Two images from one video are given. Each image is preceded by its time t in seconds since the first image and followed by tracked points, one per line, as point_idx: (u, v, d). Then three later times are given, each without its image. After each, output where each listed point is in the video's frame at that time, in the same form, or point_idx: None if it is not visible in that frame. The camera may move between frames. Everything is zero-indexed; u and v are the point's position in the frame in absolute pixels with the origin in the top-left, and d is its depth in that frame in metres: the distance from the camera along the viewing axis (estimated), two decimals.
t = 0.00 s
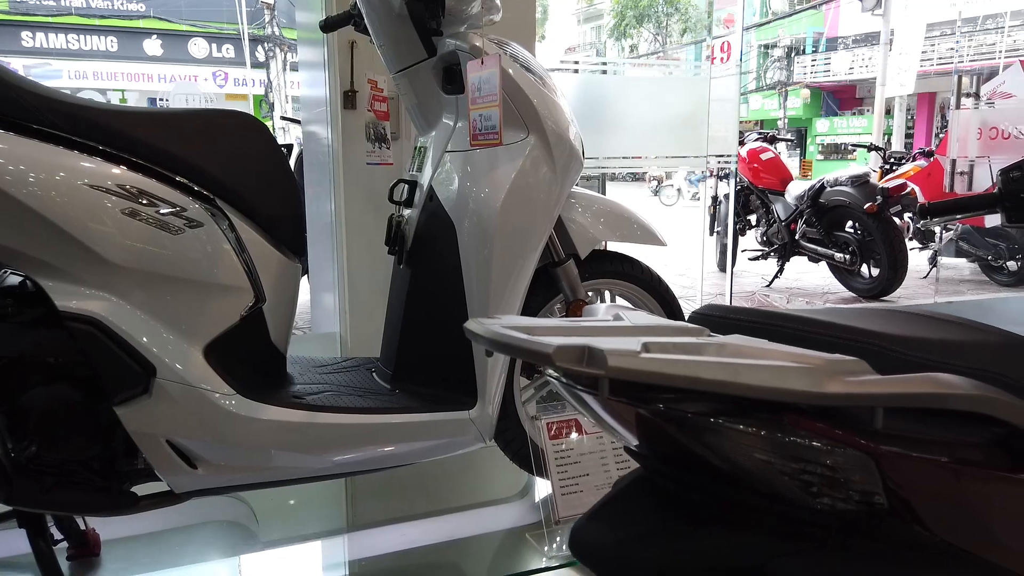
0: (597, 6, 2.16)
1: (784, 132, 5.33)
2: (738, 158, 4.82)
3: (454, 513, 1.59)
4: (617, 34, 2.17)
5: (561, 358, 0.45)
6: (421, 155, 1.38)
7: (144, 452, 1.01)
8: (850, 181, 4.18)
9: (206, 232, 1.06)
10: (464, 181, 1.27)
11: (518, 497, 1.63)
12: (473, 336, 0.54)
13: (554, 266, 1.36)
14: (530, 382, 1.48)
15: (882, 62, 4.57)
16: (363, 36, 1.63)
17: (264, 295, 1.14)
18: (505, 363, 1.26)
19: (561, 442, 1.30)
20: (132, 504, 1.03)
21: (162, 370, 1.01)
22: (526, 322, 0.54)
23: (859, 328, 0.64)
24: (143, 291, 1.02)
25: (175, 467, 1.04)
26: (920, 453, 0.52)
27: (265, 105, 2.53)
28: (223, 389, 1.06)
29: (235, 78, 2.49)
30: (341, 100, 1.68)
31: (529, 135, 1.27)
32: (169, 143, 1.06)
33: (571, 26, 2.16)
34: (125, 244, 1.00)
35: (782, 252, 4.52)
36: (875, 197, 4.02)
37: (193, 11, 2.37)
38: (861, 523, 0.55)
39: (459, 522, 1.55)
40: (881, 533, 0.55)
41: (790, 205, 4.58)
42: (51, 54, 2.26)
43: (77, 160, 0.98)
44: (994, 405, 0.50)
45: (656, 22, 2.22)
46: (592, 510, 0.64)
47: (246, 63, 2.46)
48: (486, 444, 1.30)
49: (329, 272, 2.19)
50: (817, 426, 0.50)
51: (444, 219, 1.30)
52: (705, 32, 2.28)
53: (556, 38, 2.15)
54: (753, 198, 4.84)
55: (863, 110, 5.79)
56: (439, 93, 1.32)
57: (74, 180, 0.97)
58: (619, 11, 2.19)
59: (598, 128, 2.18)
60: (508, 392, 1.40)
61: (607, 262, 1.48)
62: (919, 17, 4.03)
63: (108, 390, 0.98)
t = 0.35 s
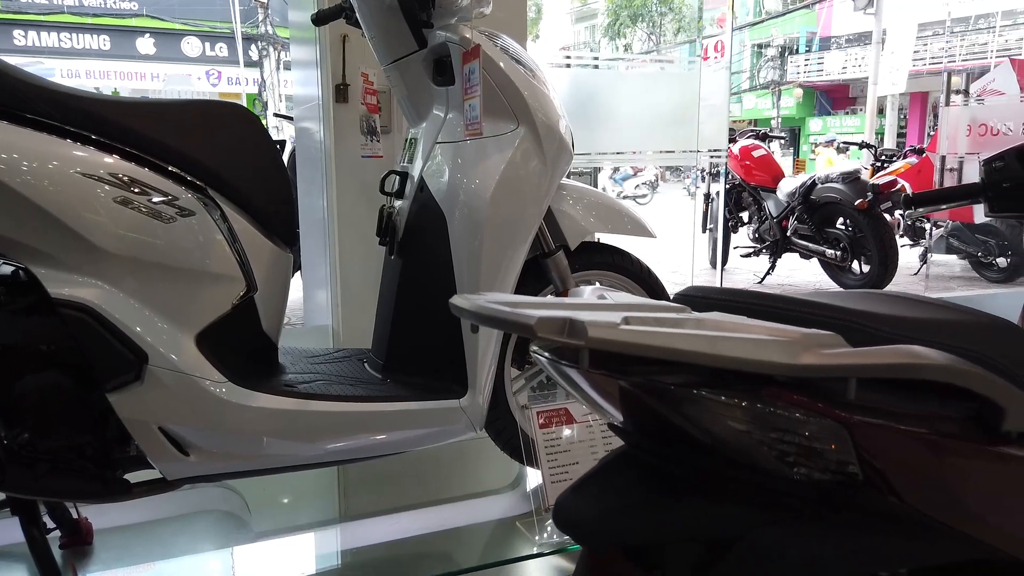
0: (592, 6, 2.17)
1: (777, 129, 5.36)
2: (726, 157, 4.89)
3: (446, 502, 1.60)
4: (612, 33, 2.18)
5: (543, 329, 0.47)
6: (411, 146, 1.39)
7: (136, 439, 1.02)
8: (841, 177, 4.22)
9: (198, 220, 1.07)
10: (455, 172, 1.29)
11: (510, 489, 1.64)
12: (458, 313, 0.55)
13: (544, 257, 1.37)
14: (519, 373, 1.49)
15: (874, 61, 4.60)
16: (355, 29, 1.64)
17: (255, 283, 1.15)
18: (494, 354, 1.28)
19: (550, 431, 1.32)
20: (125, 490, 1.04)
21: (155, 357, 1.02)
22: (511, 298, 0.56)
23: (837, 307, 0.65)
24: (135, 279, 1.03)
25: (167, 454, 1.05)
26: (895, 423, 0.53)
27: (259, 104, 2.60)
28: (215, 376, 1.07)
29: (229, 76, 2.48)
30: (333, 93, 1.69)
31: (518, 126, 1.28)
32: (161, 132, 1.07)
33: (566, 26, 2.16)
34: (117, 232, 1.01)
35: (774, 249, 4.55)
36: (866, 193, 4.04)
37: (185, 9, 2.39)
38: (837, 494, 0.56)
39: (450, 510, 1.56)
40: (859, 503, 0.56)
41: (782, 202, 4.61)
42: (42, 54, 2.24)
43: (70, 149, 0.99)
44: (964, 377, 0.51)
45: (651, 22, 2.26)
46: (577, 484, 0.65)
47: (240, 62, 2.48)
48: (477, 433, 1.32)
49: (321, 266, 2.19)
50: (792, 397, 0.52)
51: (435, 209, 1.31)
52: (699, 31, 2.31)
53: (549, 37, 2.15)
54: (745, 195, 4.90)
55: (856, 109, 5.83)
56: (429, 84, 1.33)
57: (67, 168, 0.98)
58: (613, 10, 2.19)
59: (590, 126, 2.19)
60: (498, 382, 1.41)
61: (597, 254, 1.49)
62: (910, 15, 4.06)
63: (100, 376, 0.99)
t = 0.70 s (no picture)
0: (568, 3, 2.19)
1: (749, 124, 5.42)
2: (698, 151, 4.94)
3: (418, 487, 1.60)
4: (587, 29, 2.24)
5: (499, 288, 0.48)
6: (381, 131, 1.40)
7: (101, 420, 1.02)
8: (811, 169, 4.28)
9: (164, 202, 1.07)
10: (424, 156, 1.29)
11: (483, 475, 1.64)
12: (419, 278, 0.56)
13: (514, 241, 1.41)
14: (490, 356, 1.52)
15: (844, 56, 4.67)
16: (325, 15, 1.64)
17: (223, 266, 1.15)
18: (464, 337, 1.30)
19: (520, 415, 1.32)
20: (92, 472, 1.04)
21: (121, 338, 1.02)
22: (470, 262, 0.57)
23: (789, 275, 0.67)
24: (101, 260, 1.02)
25: (133, 436, 1.04)
26: (844, 382, 0.55)
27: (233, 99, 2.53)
28: (182, 358, 1.07)
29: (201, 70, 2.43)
30: (303, 80, 1.69)
31: (488, 110, 1.29)
32: (127, 113, 1.07)
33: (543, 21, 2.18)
34: (81, 213, 1.01)
35: (746, 241, 4.61)
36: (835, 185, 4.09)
37: (155, 3, 2.42)
38: (787, 451, 0.58)
39: (423, 496, 1.56)
40: (806, 459, 0.58)
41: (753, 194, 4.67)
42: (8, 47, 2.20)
43: (35, 129, 0.99)
44: (907, 336, 0.53)
45: (627, 19, 2.30)
46: (539, 447, 0.66)
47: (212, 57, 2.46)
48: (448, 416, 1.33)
49: (293, 255, 2.18)
50: (746, 356, 0.53)
51: (404, 193, 1.31)
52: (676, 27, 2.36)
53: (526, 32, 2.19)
54: (717, 188, 4.97)
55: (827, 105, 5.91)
56: (398, 68, 1.34)
57: (30, 148, 0.97)
58: (589, 7, 2.24)
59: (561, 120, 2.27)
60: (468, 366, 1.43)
61: (566, 239, 1.51)
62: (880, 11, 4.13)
63: (65, 358, 0.98)
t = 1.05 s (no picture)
0: None
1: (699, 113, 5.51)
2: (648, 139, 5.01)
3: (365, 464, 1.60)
4: (540, 19, 2.30)
5: (432, 251, 0.49)
6: (323, 111, 1.39)
7: (36, 405, 1.00)
8: (756, 156, 4.35)
9: (98, 181, 1.05)
10: (368, 137, 1.29)
11: (433, 458, 1.65)
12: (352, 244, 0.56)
13: (460, 223, 1.40)
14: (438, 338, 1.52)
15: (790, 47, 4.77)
16: None
17: (162, 247, 1.13)
18: (412, 317, 1.30)
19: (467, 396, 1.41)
20: (28, 458, 1.02)
21: (56, 321, 0.99)
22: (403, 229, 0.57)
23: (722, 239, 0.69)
24: (34, 241, 1.00)
25: (70, 420, 1.02)
26: (768, 340, 0.58)
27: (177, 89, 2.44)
28: (119, 340, 1.05)
29: (143, 57, 2.36)
30: (245, 62, 1.67)
31: (431, 90, 1.29)
32: (60, 91, 1.04)
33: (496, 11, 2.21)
34: (12, 192, 0.98)
35: (695, 228, 4.70)
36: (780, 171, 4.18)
37: None
38: (714, 410, 0.60)
39: (372, 480, 1.56)
40: (734, 418, 0.61)
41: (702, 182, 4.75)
42: None
43: None
44: (827, 296, 0.56)
45: (580, 7, 2.38)
46: (474, 414, 0.66)
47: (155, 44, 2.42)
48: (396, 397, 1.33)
49: (238, 240, 2.15)
50: (671, 317, 0.54)
51: (347, 173, 1.31)
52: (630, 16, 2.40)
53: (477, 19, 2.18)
54: (667, 175, 5.04)
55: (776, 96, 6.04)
56: (340, 48, 1.33)
57: None
58: None
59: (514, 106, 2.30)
60: (416, 347, 1.44)
61: (514, 221, 1.52)
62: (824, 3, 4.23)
63: None
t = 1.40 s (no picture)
0: None
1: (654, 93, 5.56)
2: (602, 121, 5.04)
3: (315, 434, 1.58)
4: None
5: (358, 214, 0.49)
6: (265, 87, 1.38)
7: None
8: (708, 138, 4.36)
9: (28, 155, 1.03)
10: (311, 113, 1.27)
11: (384, 438, 1.64)
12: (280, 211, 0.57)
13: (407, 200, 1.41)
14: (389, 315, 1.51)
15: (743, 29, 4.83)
16: None
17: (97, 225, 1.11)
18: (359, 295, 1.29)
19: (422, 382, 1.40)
20: None
21: None
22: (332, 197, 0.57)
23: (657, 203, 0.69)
24: None
25: (4, 402, 1.00)
26: (697, 302, 0.60)
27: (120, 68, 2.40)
28: (54, 319, 1.02)
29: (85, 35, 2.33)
30: (186, 36, 1.67)
31: (375, 64, 1.27)
32: None
33: None
34: None
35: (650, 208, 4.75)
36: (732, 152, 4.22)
37: None
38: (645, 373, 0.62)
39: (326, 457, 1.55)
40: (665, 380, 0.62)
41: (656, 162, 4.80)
42: None
43: None
44: (751, 260, 0.58)
45: None
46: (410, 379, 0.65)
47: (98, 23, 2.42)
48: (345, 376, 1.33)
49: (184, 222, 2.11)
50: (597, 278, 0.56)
51: (291, 150, 1.29)
52: None
53: None
54: (621, 156, 5.09)
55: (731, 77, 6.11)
56: (281, 22, 1.31)
57: None
58: None
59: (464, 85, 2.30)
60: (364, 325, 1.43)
61: (463, 199, 1.50)
62: None
63: None
